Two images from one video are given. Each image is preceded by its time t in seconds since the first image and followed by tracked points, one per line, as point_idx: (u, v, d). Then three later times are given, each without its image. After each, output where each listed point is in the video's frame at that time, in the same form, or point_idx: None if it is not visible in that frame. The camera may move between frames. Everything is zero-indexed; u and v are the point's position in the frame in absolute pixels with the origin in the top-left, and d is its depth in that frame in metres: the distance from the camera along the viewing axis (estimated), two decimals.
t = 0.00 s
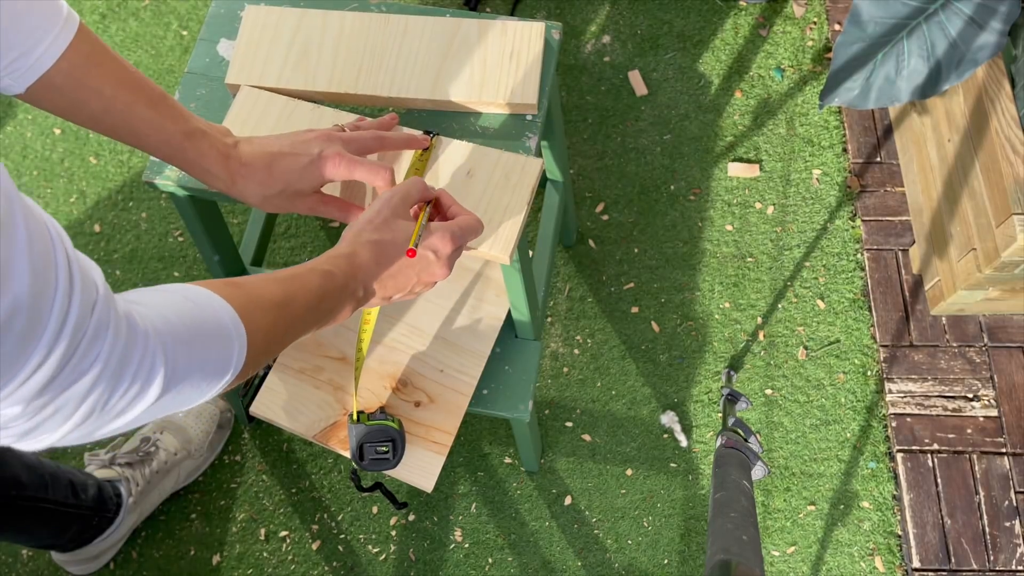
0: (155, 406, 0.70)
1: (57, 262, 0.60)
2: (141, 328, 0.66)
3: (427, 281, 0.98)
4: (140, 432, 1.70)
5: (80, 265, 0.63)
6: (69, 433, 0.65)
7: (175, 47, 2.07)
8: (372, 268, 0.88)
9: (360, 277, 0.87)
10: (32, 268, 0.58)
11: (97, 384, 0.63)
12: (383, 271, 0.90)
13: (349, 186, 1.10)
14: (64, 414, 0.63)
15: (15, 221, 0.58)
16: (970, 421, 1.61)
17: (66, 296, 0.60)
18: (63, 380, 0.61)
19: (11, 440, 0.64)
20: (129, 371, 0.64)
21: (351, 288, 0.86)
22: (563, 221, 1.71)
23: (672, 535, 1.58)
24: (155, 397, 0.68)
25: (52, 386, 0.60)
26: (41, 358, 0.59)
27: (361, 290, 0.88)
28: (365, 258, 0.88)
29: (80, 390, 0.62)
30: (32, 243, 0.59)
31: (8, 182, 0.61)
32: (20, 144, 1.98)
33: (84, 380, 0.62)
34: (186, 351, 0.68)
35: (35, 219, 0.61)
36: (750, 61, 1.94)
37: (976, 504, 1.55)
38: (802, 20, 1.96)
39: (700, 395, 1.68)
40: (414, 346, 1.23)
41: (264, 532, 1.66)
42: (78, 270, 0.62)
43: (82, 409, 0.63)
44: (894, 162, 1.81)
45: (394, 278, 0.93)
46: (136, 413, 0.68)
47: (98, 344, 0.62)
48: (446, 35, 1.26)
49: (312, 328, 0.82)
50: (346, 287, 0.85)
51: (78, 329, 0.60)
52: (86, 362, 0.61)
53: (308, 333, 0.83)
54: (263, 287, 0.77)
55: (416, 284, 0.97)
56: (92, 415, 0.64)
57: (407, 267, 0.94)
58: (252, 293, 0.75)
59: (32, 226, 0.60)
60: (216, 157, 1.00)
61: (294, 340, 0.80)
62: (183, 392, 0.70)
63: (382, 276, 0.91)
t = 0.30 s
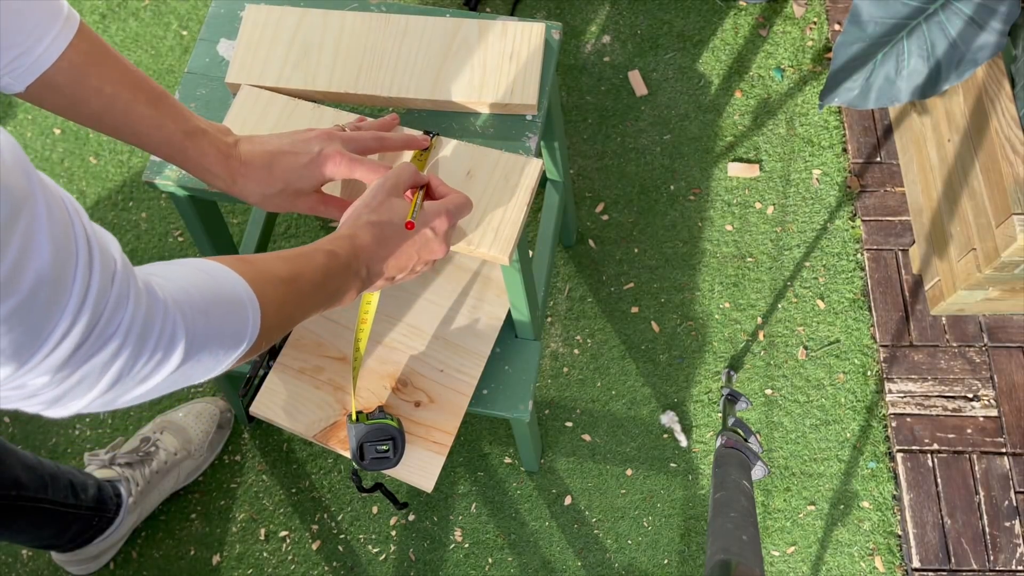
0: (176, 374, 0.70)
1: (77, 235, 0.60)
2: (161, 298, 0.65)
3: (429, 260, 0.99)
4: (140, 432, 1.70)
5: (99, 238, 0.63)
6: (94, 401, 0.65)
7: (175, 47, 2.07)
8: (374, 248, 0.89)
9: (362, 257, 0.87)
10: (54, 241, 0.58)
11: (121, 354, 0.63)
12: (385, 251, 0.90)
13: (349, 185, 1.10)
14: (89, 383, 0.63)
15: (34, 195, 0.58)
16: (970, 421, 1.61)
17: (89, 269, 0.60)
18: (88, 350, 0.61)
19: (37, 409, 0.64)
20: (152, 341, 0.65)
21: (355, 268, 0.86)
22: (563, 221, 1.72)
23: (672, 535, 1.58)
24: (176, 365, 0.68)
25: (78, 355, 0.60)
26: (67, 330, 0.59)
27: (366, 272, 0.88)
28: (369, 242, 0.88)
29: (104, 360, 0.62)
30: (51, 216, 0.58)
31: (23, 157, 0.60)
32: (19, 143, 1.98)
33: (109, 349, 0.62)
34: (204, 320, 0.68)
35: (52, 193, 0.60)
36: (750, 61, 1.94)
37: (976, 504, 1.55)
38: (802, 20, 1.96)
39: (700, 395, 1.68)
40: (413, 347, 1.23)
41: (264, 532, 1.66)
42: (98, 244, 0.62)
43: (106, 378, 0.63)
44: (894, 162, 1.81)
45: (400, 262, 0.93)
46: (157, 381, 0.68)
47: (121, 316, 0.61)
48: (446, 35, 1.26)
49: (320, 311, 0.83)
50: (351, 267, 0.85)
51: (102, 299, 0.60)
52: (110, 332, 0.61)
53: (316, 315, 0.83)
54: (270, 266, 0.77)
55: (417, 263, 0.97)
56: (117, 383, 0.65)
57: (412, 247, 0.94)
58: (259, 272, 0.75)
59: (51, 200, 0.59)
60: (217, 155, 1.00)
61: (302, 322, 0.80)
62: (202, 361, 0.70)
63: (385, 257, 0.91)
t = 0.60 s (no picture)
0: (181, 371, 0.70)
1: (83, 231, 0.59)
2: (166, 295, 0.65)
3: (431, 256, 0.99)
4: (140, 432, 1.70)
5: (104, 234, 0.62)
6: (99, 397, 0.65)
7: (175, 47, 2.08)
8: (376, 244, 0.89)
9: (364, 254, 0.87)
10: (59, 237, 0.57)
11: (125, 350, 0.63)
12: (388, 247, 0.90)
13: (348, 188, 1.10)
14: (94, 379, 0.63)
15: (39, 189, 0.57)
16: (970, 421, 1.61)
17: (94, 265, 0.59)
18: (94, 346, 0.61)
19: (42, 404, 0.64)
20: (157, 338, 0.64)
21: (357, 264, 0.86)
22: (563, 221, 1.72)
23: (672, 535, 1.58)
24: (181, 362, 0.68)
25: (83, 351, 0.60)
26: (72, 326, 0.59)
27: (369, 268, 0.88)
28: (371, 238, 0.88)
29: (110, 357, 0.62)
30: (57, 212, 0.58)
31: (27, 150, 0.59)
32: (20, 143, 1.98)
33: (114, 345, 0.62)
34: (209, 316, 0.68)
35: (57, 188, 0.60)
36: (750, 61, 1.94)
37: (976, 504, 1.55)
38: (802, 20, 1.96)
39: (700, 395, 1.68)
40: (414, 347, 1.23)
41: (264, 532, 1.66)
42: (103, 240, 0.61)
43: (111, 373, 0.63)
44: (893, 162, 1.81)
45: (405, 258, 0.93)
46: (162, 378, 0.68)
47: (126, 312, 0.61)
48: (446, 35, 1.26)
49: (324, 307, 0.83)
50: (353, 263, 0.85)
51: (107, 295, 0.60)
52: (115, 329, 0.61)
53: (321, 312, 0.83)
54: (272, 261, 0.77)
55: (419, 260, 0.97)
56: (122, 380, 0.65)
57: (416, 243, 0.94)
58: (263, 266, 0.76)
59: (56, 195, 0.59)
60: (216, 155, 1.00)
61: (306, 318, 0.80)
62: (206, 357, 0.70)
63: (387, 254, 0.90)
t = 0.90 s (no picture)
0: (183, 367, 0.70)
1: (84, 224, 0.59)
2: (168, 289, 0.66)
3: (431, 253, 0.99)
4: (140, 432, 1.70)
5: (106, 228, 0.62)
6: (102, 393, 0.65)
7: (175, 47, 2.07)
8: (377, 242, 0.88)
9: (364, 251, 0.87)
10: (60, 229, 0.57)
11: (128, 345, 0.63)
12: (388, 244, 0.90)
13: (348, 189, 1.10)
14: (97, 374, 0.63)
15: (40, 181, 0.58)
16: (970, 421, 1.61)
17: (96, 258, 0.59)
18: (97, 341, 0.61)
19: (44, 401, 0.64)
20: (160, 333, 0.65)
21: (358, 261, 0.85)
22: (563, 221, 1.72)
23: (672, 535, 1.58)
24: (184, 358, 0.68)
25: (86, 346, 0.60)
26: (75, 320, 0.58)
27: (370, 264, 0.88)
28: (371, 235, 0.88)
29: (113, 352, 0.62)
30: (57, 205, 0.58)
31: (28, 143, 0.60)
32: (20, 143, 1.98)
33: (117, 340, 0.62)
34: (211, 311, 0.68)
35: (58, 181, 0.60)
36: (750, 61, 1.94)
37: (976, 504, 1.55)
38: (802, 20, 1.96)
39: (700, 395, 1.68)
40: (414, 348, 1.23)
41: (264, 532, 1.66)
42: (105, 234, 0.61)
43: (114, 369, 0.63)
44: (893, 162, 1.81)
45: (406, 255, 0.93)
46: (165, 374, 0.68)
47: (129, 306, 0.61)
48: (446, 35, 1.26)
49: (325, 305, 0.83)
50: (353, 261, 0.85)
51: (109, 288, 0.60)
52: (117, 323, 0.61)
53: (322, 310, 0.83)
54: (273, 257, 0.77)
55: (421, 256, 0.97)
56: (125, 376, 0.64)
57: (418, 239, 0.93)
58: (264, 263, 0.76)
59: (57, 187, 0.59)
60: (216, 155, 1.00)
61: (307, 317, 0.80)
62: (208, 354, 0.70)
63: (388, 251, 0.90)
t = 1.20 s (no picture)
0: (209, 337, 0.67)
1: (99, 183, 0.56)
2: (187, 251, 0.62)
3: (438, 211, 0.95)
4: (140, 432, 1.70)
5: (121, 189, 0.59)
6: (127, 365, 0.62)
7: (175, 47, 2.07)
8: (385, 195, 0.84)
9: (374, 204, 0.82)
10: (75, 188, 0.54)
11: (152, 311, 0.59)
12: (398, 197, 0.85)
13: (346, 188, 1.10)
14: (123, 343, 0.60)
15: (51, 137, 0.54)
16: (970, 421, 1.61)
17: (112, 219, 0.56)
18: (121, 307, 0.57)
19: (68, 372, 0.61)
20: (182, 299, 0.61)
21: (367, 214, 0.80)
22: (563, 220, 1.72)
23: (672, 535, 1.58)
24: (208, 328, 0.65)
25: (111, 312, 0.57)
26: (97, 285, 0.55)
27: (382, 216, 0.83)
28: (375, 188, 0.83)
29: (138, 318, 0.59)
30: (71, 162, 0.54)
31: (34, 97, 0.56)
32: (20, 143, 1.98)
33: (140, 305, 0.58)
34: (235, 275, 0.64)
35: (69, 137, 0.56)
36: (750, 61, 1.94)
37: (976, 504, 1.55)
38: (802, 20, 1.96)
39: (700, 395, 1.68)
40: (413, 347, 1.23)
41: (264, 532, 1.66)
42: (121, 194, 0.58)
43: (140, 336, 0.60)
44: (893, 162, 1.81)
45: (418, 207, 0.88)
46: (191, 344, 0.65)
47: (149, 270, 0.58)
48: (446, 35, 1.26)
49: (347, 263, 0.78)
50: (363, 214, 0.80)
51: (129, 250, 0.56)
52: (139, 287, 0.58)
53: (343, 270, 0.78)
54: (274, 216, 0.72)
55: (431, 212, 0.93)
56: (151, 345, 0.62)
57: (426, 189, 0.89)
58: (265, 219, 0.71)
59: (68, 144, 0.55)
60: (215, 151, 1.00)
61: (325, 276, 0.75)
62: (234, 321, 0.66)
63: (400, 206, 0.85)
